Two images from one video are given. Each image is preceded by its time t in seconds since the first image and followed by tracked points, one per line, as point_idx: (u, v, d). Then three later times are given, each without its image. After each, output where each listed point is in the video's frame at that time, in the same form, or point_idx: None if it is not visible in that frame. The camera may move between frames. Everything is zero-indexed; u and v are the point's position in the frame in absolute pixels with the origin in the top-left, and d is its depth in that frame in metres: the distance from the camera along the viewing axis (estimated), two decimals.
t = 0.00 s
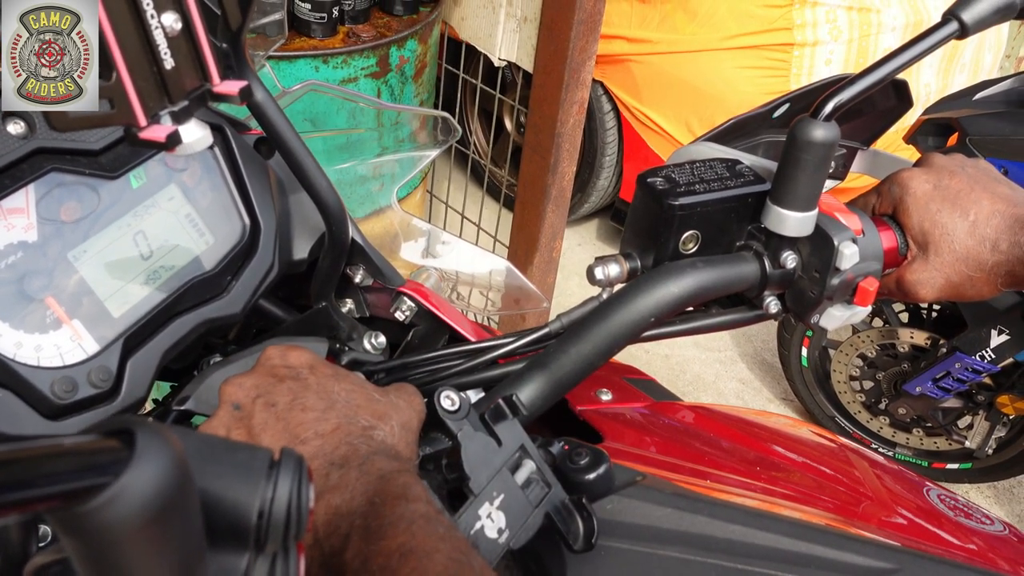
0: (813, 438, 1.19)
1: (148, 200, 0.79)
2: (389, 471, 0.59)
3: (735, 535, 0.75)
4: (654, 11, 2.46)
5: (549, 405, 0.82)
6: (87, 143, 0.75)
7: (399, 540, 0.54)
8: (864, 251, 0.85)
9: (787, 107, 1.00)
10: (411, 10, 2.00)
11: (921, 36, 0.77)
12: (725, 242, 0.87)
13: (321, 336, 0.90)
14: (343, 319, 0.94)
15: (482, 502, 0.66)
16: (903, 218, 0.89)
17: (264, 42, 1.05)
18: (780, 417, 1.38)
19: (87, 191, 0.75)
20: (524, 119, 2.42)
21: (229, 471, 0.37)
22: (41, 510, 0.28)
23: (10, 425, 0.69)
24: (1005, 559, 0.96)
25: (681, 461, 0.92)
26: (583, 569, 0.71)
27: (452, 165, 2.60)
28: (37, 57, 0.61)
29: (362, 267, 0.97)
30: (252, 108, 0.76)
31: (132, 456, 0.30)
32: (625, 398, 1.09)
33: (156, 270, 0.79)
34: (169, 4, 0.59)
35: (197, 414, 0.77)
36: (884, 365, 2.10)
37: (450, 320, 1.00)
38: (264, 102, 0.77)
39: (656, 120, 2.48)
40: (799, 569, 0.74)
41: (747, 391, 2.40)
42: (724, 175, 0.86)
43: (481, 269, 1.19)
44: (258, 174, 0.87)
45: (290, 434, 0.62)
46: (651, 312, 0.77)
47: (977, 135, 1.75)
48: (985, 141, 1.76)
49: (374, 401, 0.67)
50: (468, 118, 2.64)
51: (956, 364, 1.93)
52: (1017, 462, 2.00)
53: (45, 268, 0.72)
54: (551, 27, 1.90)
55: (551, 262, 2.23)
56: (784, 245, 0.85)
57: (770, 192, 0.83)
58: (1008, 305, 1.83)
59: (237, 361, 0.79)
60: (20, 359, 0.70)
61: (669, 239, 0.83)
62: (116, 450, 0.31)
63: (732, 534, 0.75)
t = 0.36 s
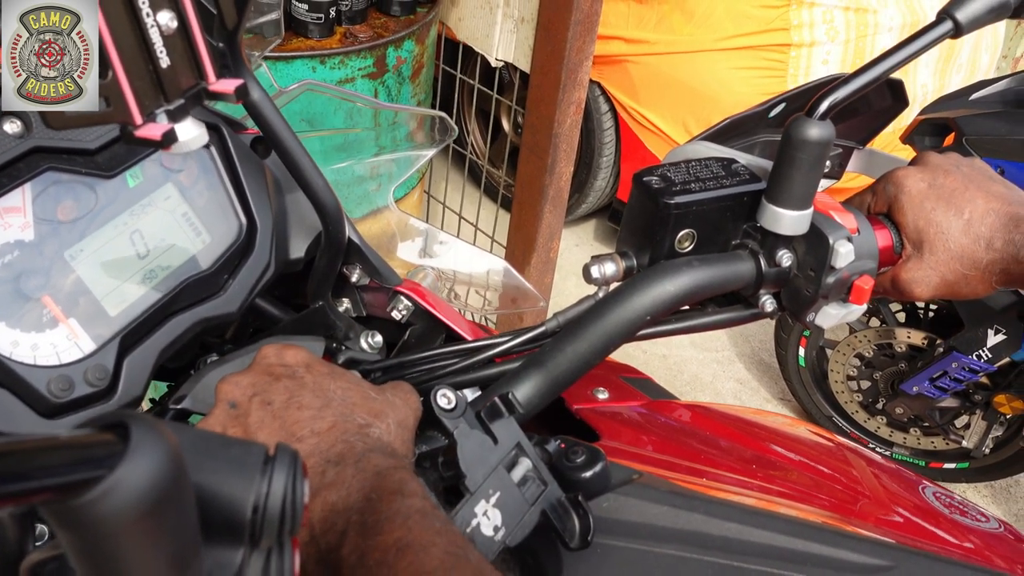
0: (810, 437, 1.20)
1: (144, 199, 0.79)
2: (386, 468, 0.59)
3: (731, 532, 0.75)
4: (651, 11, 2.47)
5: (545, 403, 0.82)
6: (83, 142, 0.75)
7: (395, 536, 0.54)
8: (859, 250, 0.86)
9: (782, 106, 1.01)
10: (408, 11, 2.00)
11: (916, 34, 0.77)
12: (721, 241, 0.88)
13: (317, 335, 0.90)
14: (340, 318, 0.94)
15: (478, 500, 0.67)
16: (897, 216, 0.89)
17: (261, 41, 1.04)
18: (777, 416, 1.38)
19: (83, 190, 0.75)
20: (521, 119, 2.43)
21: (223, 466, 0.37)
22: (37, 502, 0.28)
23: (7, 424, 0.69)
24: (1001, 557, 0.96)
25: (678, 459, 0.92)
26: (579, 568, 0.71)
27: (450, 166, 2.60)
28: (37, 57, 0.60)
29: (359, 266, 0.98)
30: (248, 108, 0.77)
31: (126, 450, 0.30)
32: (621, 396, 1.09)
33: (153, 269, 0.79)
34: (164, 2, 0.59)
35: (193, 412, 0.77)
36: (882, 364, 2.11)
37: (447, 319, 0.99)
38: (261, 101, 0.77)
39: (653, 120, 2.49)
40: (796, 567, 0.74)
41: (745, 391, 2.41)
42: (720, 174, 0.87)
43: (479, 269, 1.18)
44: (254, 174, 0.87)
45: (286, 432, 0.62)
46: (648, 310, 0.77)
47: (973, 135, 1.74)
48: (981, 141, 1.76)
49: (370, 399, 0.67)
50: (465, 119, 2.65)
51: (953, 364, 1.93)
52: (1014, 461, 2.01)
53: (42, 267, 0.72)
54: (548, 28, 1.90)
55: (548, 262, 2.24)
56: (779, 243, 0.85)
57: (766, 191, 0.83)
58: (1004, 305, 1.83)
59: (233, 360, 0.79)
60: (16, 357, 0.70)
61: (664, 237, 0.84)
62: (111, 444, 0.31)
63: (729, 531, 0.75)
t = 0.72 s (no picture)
0: (811, 437, 1.20)
1: (148, 202, 0.80)
2: (389, 467, 0.60)
3: (731, 531, 0.76)
4: (651, 12, 2.47)
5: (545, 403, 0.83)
6: (88, 145, 0.76)
7: (399, 534, 0.55)
8: (858, 251, 0.86)
9: (782, 108, 1.00)
10: (409, 13, 2.00)
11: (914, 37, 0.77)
12: (720, 242, 0.88)
13: (319, 336, 0.91)
14: (342, 319, 0.94)
15: (480, 499, 0.67)
16: (895, 217, 0.89)
17: (263, 44, 1.05)
18: (778, 416, 1.38)
19: (87, 192, 0.75)
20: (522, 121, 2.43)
21: (230, 464, 0.38)
22: (47, 500, 0.29)
23: (14, 425, 0.69)
24: (1001, 556, 0.97)
25: (678, 459, 0.93)
26: (579, 567, 0.71)
27: (450, 167, 2.61)
28: (37, 57, 0.63)
29: (361, 267, 0.98)
30: (252, 111, 0.77)
31: (138, 448, 0.31)
32: (622, 397, 1.10)
33: (157, 271, 0.80)
34: (170, 8, 0.60)
35: (197, 413, 0.78)
36: (882, 365, 2.11)
37: (448, 319, 1.00)
38: (264, 104, 0.78)
39: (653, 121, 2.49)
40: (795, 565, 0.74)
41: (746, 391, 2.41)
42: (719, 176, 0.87)
43: (479, 270, 1.19)
44: (257, 176, 0.88)
45: (290, 432, 0.63)
46: (648, 310, 0.78)
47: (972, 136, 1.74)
48: (981, 141, 1.77)
49: (372, 399, 0.67)
50: (466, 120, 2.66)
51: (953, 364, 1.94)
52: (1014, 461, 2.01)
53: (47, 269, 0.73)
54: (549, 30, 1.91)
55: (549, 263, 2.24)
56: (778, 244, 0.86)
57: (765, 193, 0.83)
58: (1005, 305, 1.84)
59: (237, 361, 0.80)
60: (22, 358, 0.71)
61: (664, 239, 0.85)
62: (122, 442, 0.32)
63: (728, 530, 0.76)
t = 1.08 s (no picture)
0: (814, 438, 1.20)
1: (152, 205, 0.80)
2: (393, 471, 0.60)
3: (735, 532, 0.76)
4: (653, 13, 2.47)
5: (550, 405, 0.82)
6: (91, 148, 0.76)
7: (403, 537, 0.55)
8: (862, 253, 0.86)
9: (784, 109, 1.01)
10: (411, 14, 2.01)
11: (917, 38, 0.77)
12: (723, 244, 0.88)
13: (323, 339, 0.91)
14: (346, 321, 0.94)
15: (484, 502, 0.67)
16: (899, 218, 0.89)
17: (266, 47, 1.04)
18: (781, 417, 1.38)
19: (91, 195, 0.76)
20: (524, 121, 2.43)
21: (235, 469, 0.38)
22: (54, 506, 0.29)
23: (18, 428, 0.70)
24: (1005, 557, 0.97)
25: (682, 461, 0.93)
26: (584, 569, 0.71)
27: (453, 168, 2.61)
28: (37, 57, 0.63)
29: (364, 270, 0.97)
30: (255, 114, 0.78)
31: (144, 454, 0.31)
32: (626, 398, 1.10)
33: (161, 274, 0.80)
34: (174, 13, 0.60)
35: (202, 416, 0.78)
36: (886, 365, 2.11)
37: (452, 322, 1.01)
38: (267, 107, 0.78)
39: (656, 122, 2.49)
40: (798, 567, 0.74)
41: (749, 392, 2.41)
42: (722, 177, 0.87)
43: (482, 272, 1.20)
44: (261, 179, 0.88)
45: (294, 435, 0.63)
46: (651, 313, 0.78)
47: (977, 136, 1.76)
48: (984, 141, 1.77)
49: (377, 402, 0.68)
50: (468, 121, 2.66)
51: (956, 364, 1.94)
52: (1018, 461, 2.01)
53: (51, 272, 0.73)
54: (551, 31, 1.91)
55: (552, 264, 2.24)
56: (781, 246, 0.86)
57: (768, 195, 0.83)
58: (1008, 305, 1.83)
59: (241, 364, 0.80)
60: (27, 362, 0.71)
61: (667, 241, 0.84)
62: (128, 448, 0.32)
63: (732, 532, 0.76)
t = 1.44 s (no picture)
0: (819, 439, 1.20)
1: (157, 205, 0.80)
2: (399, 472, 0.60)
3: (741, 534, 0.76)
4: (657, 13, 2.47)
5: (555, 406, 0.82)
6: (97, 149, 0.76)
7: (410, 539, 0.55)
8: (868, 253, 0.86)
9: (789, 109, 1.01)
10: (415, 14, 2.01)
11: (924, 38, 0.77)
12: (729, 245, 0.88)
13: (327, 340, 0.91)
14: (350, 322, 0.94)
15: (490, 503, 0.67)
16: (905, 219, 0.89)
17: (270, 47, 1.04)
18: (784, 418, 1.38)
19: (97, 196, 0.76)
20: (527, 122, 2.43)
21: (243, 471, 0.38)
22: (61, 509, 0.29)
23: (23, 429, 0.70)
24: (1010, 558, 0.96)
25: (687, 462, 0.93)
26: (589, 570, 0.71)
27: (456, 169, 2.60)
28: (37, 57, 0.64)
29: (369, 270, 0.97)
30: (260, 115, 0.78)
31: (152, 456, 0.31)
32: (630, 399, 1.10)
33: (166, 275, 0.80)
34: (180, 13, 0.60)
35: (207, 417, 0.78)
36: (890, 366, 2.11)
37: (456, 322, 1.01)
38: (272, 108, 0.78)
39: (659, 122, 2.49)
40: (804, 568, 0.74)
41: (752, 393, 2.41)
42: (727, 178, 0.87)
43: (486, 273, 1.20)
44: (266, 180, 0.88)
45: (300, 436, 0.63)
46: (657, 314, 0.78)
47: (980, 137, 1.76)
48: (988, 142, 1.76)
49: (382, 403, 0.68)
50: (472, 121, 2.66)
51: (961, 365, 1.94)
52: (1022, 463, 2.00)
53: (56, 273, 0.73)
54: (554, 31, 1.91)
55: (555, 265, 2.24)
56: (787, 246, 0.86)
57: (774, 195, 0.83)
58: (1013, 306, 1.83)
59: (246, 365, 0.80)
60: (33, 363, 0.71)
61: (673, 242, 0.84)
62: (137, 450, 0.32)
63: (738, 533, 0.76)
